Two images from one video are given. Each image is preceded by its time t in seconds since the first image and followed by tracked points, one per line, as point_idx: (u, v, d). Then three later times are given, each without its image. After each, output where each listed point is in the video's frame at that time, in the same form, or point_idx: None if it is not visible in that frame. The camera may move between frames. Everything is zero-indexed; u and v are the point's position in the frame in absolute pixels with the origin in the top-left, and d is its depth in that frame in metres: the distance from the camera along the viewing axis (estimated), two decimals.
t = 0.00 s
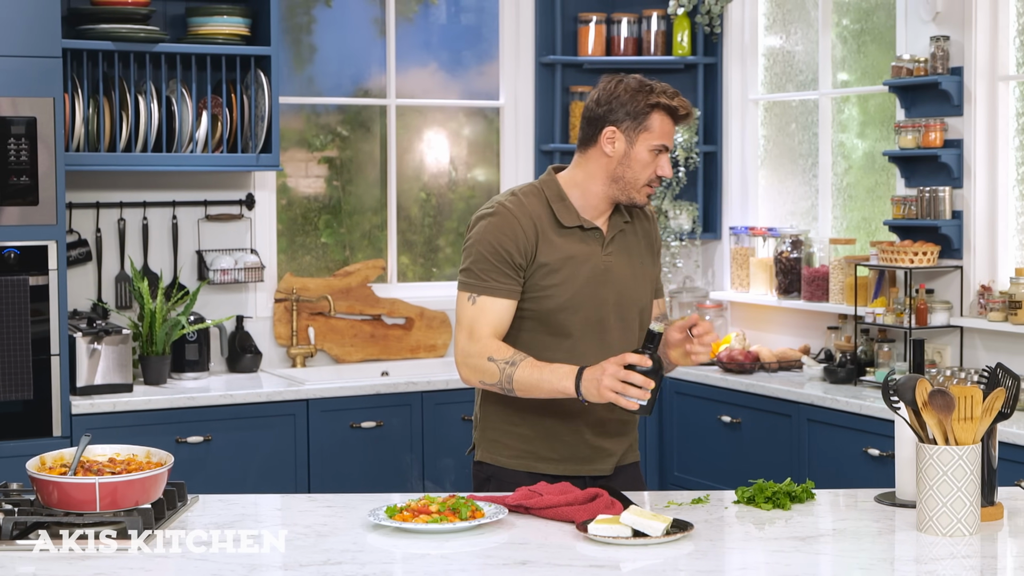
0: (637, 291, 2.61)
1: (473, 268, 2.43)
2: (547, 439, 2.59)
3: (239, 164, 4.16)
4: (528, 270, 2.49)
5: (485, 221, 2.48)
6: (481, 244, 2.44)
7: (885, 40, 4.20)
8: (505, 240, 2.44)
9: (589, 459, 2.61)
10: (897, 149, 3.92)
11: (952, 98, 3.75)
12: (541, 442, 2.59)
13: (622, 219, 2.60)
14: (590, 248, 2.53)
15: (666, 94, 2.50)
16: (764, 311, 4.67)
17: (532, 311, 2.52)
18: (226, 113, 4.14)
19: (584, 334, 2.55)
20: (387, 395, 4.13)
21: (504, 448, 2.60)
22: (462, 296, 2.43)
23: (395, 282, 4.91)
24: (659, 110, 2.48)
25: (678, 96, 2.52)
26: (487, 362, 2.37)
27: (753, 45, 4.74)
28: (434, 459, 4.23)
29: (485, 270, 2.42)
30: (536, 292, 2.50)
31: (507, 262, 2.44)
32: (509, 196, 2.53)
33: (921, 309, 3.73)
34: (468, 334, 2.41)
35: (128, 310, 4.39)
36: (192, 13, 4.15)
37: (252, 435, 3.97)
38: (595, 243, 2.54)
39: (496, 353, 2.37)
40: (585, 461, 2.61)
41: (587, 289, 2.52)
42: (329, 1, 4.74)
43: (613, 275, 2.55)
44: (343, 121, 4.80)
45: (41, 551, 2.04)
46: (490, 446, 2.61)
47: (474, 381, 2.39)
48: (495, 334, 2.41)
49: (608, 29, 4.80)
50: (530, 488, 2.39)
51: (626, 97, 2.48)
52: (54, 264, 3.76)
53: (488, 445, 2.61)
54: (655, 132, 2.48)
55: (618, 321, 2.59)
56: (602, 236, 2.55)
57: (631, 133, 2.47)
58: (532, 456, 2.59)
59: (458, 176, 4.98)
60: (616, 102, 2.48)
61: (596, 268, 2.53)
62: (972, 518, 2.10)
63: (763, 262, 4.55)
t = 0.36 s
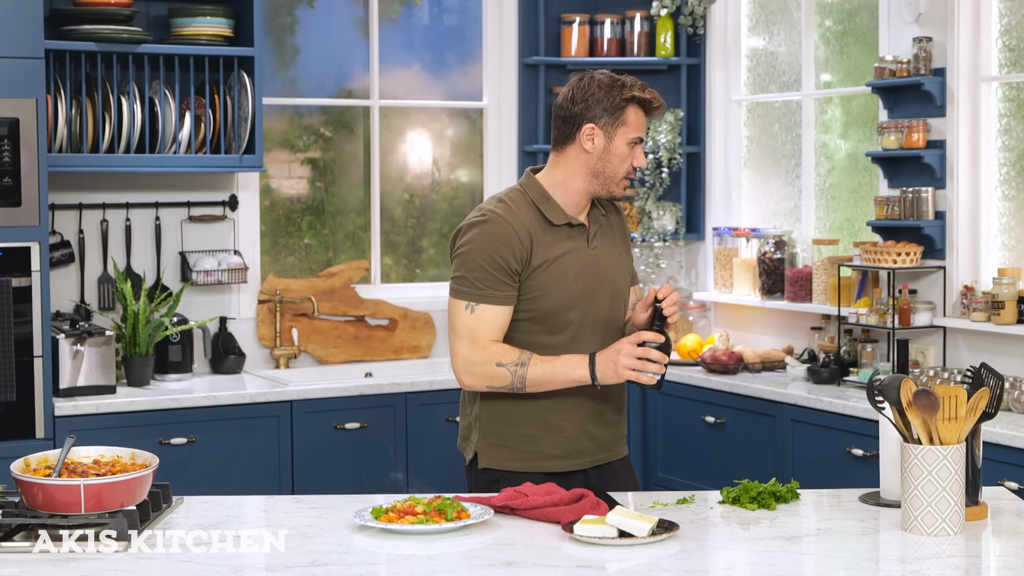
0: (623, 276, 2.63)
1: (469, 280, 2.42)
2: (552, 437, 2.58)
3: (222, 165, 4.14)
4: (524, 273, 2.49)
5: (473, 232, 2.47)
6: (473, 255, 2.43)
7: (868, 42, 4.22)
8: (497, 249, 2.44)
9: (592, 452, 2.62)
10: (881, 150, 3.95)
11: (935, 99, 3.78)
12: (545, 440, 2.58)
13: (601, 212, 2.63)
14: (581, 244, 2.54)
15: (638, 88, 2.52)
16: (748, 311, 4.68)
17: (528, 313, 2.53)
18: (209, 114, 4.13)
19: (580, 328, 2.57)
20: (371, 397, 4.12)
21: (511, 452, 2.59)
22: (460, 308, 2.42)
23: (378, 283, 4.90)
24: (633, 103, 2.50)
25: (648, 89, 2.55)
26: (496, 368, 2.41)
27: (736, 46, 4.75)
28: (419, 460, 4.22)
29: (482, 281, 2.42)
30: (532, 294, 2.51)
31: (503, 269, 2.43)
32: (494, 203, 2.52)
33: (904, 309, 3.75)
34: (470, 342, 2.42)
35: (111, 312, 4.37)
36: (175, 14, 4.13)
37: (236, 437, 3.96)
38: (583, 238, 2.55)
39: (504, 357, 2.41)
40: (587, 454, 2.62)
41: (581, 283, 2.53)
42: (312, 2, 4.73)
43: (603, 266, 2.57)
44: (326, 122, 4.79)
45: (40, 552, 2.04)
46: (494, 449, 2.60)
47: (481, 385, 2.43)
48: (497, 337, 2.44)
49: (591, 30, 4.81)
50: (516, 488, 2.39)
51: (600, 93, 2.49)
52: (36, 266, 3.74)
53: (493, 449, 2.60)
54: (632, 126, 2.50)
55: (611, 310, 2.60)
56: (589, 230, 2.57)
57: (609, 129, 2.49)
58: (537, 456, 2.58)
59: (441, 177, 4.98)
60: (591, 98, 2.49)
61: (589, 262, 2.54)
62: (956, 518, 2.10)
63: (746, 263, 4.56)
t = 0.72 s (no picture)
0: (642, 276, 2.62)
1: (492, 280, 2.42)
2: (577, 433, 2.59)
3: (198, 166, 4.12)
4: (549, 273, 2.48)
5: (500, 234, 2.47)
6: (496, 257, 2.44)
7: (844, 43, 4.24)
8: (520, 250, 2.43)
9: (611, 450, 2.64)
10: (857, 151, 3.95)
11: (910, 100, 3.80)
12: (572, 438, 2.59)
13: (619, 214, 2.63)
14: (604, 246, 2.54)
15: (645, 94, 2.44)
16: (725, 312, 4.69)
17: (552, 313, 2.52)
18: (185, 115, 4.11)
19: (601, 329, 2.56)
20: (347, 398, 4.11)
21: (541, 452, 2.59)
22: (481, 306, 2.43)
23: (355, 285, 4.89)
24: (636, 109, 2.43)
25: (662, 97, 2.45)
26: (510, 367, 2.40)
27: (712, 47, 4.77)
28: (395, 462, 4.21)
29: (503, 280, 2.41)
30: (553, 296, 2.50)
31: (527, 269, 2.43)
32: (518, 205, 2.52)
33: (880, 309, 3.76)
34: (487, 341, 2.42)
35: (85, 313, 4.34)
36: (150, 15, 4.10)
37: (212, 439, 3.93)
38: (605, 239, 2.54)
39: (519, 358, 2.41)
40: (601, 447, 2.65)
41: (604, 284, 2.52)
42: (288, 3, 4.71)
43: (622, 266, 2.56)
44: (302, 123, 4.77)
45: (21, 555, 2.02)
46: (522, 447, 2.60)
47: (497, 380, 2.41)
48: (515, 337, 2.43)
49: (568, 31, 4.82)
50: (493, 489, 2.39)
51: (603, 94, 2.46)
52: (10, 267, 3.70)
53: (520, 446, 2.59)
54: (631, 131, 2.43)
55: (629, 309, 2.59)
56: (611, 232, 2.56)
57: (605, 130, 2.45)
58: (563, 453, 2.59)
59: (417, 178, 4.97)
60: (596, 99, 2.47)
61: (612, 263, 2.54)
62: (932, 517, 2.11)
63: (723, 264, 4.57)
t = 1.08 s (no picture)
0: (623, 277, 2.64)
1: (538, 308, 2.28)
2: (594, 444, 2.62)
3: (149, 166, 4.06)
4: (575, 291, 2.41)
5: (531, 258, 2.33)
6: (536, 283, 2.31)
7: (795, 45, 4.26)
8: (558, 274, 2.33)
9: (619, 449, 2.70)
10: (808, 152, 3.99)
11: (861, 102, 3.83)
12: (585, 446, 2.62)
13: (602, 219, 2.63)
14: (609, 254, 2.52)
15: (657, 105, 2.42)
16: (678, 313, 4.70)
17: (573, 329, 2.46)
18: (135, 115, 4.05)
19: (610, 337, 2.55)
20: (298, 400, 4.07)
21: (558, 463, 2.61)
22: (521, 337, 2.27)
23: (306, 286, 4.85)
24: (651, 122, 2.41)
25: (670, 106, 2.44)
26: (545, 407, 2.23)
27: (665, 49, 4.79)
28: (347, 464, 4.18)
29: (551, 308, 2.28)
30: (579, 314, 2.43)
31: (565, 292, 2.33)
32: (534, 224, 2.41)
33: (831, 309, 3.80)
34: (531, 373, 2.26)
35: (34, 316, 4.26)
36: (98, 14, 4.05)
37: (162, 442, 3.88)
38: (610, 248, 2.52)
39: (557, 403, 2.23)
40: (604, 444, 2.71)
41: (613, 293, 2.51)
42: (239, 3, 4.66)
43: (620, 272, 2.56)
44: (253, 124, 4.73)
45: None
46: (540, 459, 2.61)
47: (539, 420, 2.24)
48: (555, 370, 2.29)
49: (520, 32, 4.82)
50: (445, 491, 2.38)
51: (616, 105, 2.40)
52: None
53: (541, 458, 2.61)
54: (645, 143, 2.41)
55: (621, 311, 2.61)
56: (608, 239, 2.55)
57: (620, 142, 2.41)
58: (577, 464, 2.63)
59: (369, 180, 4.93)
60: (607, 109, 2.41)
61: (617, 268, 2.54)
62: (882, 517, 2.12)
63: (676, 265, 4.58)
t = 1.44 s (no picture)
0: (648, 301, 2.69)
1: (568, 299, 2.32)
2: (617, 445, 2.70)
3: (78, 169, 4.01)
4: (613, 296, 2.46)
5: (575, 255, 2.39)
6: (572, 278, 2.35)
7: (728, 48, 4.33)
8: (597, 278, 2.37)
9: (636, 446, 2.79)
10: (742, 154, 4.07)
11: (794, 104, 3.93)
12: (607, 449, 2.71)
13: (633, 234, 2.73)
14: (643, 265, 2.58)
15: (687, 115, 2.61)
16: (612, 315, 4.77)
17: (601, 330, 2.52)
18: (65, 117, 4.00)
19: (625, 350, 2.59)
20: (232, 403, 4.06)
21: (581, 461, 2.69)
22: (546, 321, 2.31)
23: (240, 289, 4.82)
24: (692, 131, 2.59)
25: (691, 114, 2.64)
26: (545, 385, 2.26)
27: (600, 51, 4.86)
28: (281, 468, 4.17)
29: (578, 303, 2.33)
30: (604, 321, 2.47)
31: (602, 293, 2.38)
32: (586, 228, 2.46)
33: (765, 311, 3.87)
34: (543, 353, 2.30)
35: None
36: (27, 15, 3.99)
37: (93, 447, 3.83)
38: (645, 267, 2.56)
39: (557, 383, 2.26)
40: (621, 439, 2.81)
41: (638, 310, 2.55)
42: (171, 4, 4.63)
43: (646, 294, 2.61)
44: (186, 125, 4.69)
45: None
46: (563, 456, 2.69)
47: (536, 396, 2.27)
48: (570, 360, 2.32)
49: (455, 34, 4.85)
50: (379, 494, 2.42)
51: (664, 120, 2.56)
52: None
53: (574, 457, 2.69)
54: (688, 152, 2.60)
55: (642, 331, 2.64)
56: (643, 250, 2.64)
57: (671, 154, 2.57)
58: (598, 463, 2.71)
59: (304, 182, 4.92)
60: (655, 126, 2.55)
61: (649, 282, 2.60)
62: (815, 517, 2.19)
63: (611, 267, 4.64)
